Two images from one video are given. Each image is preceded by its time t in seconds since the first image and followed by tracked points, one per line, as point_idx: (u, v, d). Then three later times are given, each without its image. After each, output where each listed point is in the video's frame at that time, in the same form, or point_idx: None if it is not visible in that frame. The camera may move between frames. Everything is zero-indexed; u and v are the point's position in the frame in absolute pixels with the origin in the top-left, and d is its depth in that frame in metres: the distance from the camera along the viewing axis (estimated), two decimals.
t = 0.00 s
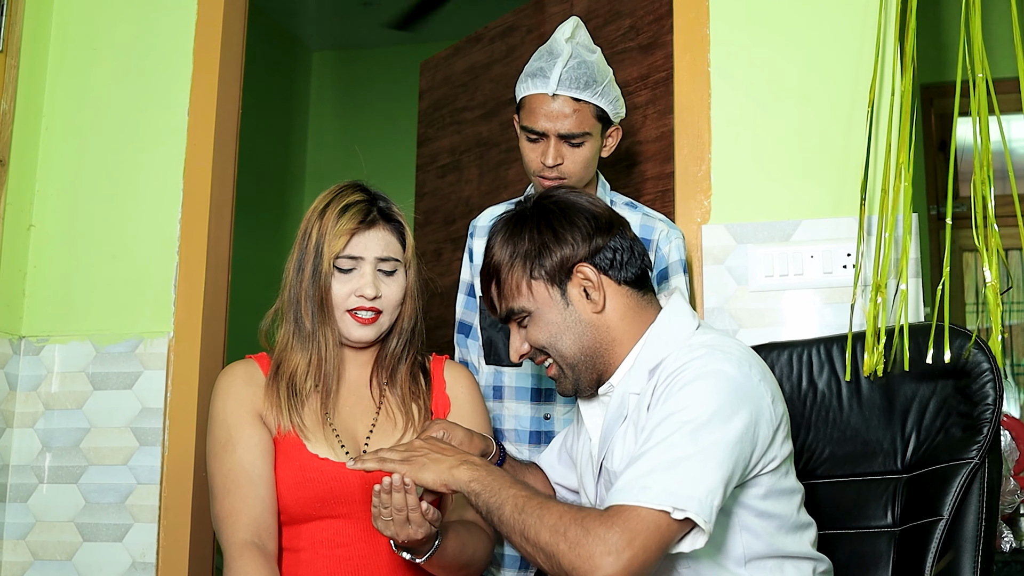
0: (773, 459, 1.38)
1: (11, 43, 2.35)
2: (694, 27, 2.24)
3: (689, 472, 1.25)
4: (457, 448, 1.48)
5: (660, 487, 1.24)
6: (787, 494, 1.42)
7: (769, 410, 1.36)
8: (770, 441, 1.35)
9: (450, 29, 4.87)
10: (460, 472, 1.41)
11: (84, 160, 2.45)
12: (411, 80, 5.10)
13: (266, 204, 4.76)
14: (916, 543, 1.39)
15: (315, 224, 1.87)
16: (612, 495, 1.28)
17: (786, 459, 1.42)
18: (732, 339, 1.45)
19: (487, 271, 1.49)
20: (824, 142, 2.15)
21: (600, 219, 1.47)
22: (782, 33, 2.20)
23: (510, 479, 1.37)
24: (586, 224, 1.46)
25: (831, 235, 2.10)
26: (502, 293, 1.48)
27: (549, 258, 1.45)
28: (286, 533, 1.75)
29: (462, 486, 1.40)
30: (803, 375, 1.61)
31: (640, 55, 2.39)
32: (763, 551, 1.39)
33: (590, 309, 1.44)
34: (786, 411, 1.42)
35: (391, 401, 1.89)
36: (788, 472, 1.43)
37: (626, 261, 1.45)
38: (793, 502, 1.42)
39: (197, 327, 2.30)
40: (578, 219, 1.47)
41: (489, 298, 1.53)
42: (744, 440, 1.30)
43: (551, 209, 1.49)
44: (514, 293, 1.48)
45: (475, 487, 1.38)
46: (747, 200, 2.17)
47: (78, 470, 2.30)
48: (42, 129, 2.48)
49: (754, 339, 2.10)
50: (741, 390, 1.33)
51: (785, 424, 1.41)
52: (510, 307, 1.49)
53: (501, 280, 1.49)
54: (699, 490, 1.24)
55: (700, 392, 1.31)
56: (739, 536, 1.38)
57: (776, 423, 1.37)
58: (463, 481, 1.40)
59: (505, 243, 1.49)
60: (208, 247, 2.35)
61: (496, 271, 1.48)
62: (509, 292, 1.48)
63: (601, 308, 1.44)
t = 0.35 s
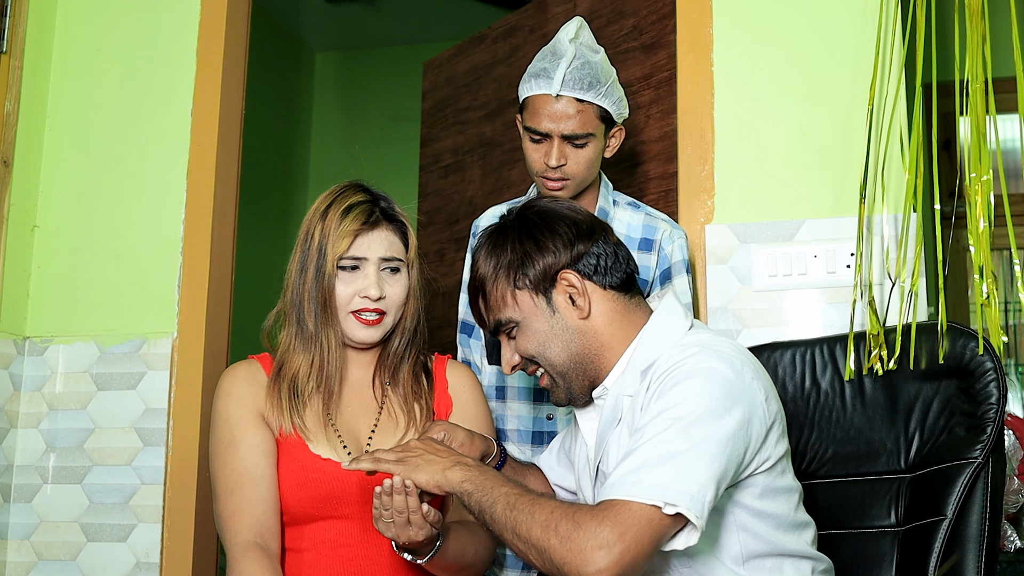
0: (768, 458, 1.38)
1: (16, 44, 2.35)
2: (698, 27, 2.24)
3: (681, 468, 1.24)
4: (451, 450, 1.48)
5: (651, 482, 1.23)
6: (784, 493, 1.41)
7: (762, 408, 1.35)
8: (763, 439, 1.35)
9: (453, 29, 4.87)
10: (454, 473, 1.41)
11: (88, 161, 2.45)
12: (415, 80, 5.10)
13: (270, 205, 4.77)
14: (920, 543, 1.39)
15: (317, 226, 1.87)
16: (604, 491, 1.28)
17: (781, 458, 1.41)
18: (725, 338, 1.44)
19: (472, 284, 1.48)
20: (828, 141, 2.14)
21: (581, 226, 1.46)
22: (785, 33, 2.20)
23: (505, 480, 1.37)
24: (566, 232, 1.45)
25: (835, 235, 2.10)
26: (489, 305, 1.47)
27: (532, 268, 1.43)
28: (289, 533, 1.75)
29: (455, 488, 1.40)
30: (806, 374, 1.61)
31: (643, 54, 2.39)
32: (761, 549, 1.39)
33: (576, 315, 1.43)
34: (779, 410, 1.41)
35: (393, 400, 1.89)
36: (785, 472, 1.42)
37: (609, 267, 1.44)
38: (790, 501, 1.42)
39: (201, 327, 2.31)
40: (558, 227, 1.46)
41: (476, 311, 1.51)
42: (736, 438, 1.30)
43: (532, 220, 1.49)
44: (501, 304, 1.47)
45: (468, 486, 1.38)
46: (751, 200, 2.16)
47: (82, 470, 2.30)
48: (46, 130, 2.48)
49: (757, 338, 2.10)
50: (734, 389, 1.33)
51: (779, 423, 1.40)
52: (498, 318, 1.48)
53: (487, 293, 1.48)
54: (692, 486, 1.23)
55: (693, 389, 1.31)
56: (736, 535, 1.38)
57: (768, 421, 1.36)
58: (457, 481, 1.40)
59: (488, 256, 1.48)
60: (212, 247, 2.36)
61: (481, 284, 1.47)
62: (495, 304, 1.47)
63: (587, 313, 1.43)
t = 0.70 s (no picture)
0: (766, 459, 1.38)
1: (17, 45, 2.35)
2: (700, 26, 2.24)
3: (680, 473, 1.24)
4: (453, 455, 1.48)
5: (651, 487, 1.23)
6: (784, 494, 1.41)
7: (759, 409, 1.35)
8: (761, 441, 1.35)
9: (453, 29, 4.87)
10: (455, 478, 1.41)
11: (90, 161, 2.45)
12: (416, 80, 5.10)
13: (271, 205, 4.77)
14: (921, 543, 1.39)
15: (317, 226, 1.88)
16: (604, 497, 1.28)
17: (780, 460, 1.41)
18: (722, 339, 1.44)
19: (464, 289, 1.48)
20: (829, 139, 2.14)
21: (573, 230, 1.46)
22: (786, 32, 2.20)
23: (506, 484, 1.37)
24: (558, 236, 1.45)
25: (836, 235, 2.10)
26: (482, 309, 1.47)
27: (524, 273, 1.44)
28: (291, 533, 1.76)
29: (456, 492, 1.39)
30: (808, 374, 1.61)
31: (644, 54, 2.41)
32: (761, 550, 1.39)
33: (570, 320, 1.43)
34: (777, 411, 1.41)
35: (395, 400, 1.89)
36: (784, 472, 1.42)
37: (602, 270, 1.43)
38: (790, 501, 1.42)
39: (202, 327, 2.31)
40: (551, 232, 1.46)
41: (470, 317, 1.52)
42: (734, 440, 1.30)
43: (525, 225, 1.49)
44: (495, 309, 1.47)
45: (469, 491, 1.38)
46: (753, 199, 2.17)
47: (84, 470, 2.30)
48: (47, 131, 2.48)
49: (759, 338, 2.10)
50: (731, 390, 1.33)
51: (777, 424, 1.40)
52: (491, 323, 1.48)
53: (480, 298, 1.48)
54: (691, 490, 1.23)
55: (690, 392, 1.30)
56: (736, 536, 1.38)
57: (766, 422, 1.36)
58: (459, 485, 1.40)
59: (481, 261, 1.49)
60: (214, 247, 2.36)
61: (473, 289, 1.47)
62: (488, 309, 1.47)
63: (581, 317, 1.43)
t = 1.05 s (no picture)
0: (768, 459, 1.37)
1: (18, 45, 2.35)
2: (701, 25, 2.24)
3: (681, 474, 1.24)
4: (454, 455, 1.48)
5: (653, 489, 1.23)
6: (785, 493, 1.41)
7: (761, 409, 1.35)
8: (762, 441, 1.35)
9: (455, 29, 4.87)
10: (457, 477, 1.41)
11: (91, 161, 2.45)
12: (417, 80, 5.10)
13: (272, 206, 4.77)
14: (923, 543, 1.39)
15: (314, 228, 1.87)
16: (606, 499, 1.28)
17: (782, 459, 1.41)
18: (723, 339, 1.44)
19: (465, 288, 1.48)
20: (830, 140, 2.14)
21: (575, 230, 1.46)
22: (787, 32, 2.20)
23: (509, 485, 1.37)
24: (561, 237, 1.45)
25: (837, 234, 2.10)
26: (482, 309, 1.47)
27: (526, 272, 1.43)
28: (292, 532, 1.76)
29: (458, 493, 1.39)
30: (809, 373, 1.61)
31: (645, 54, 2.41)
32: (764, 550, 1.39)
33: (571, 320, 1.43)
34: (779, 411, 1.41)
35: (395, 399, 1.89)
36: (785, 472, 1.42)
37: (604, 271, 1.43)
38: (792, 500, 1.42)
39: (203, 328, 2.31)
40: (553, 232, 1.46)
41: (470, 315, 1.51)
42: (736, 440, 1.30)
43: (527, 224, 1.49)
44: (496, 308, 1.47)
45: (471, 491, 1.38)
46: (754, 199, 2.16)
47: (85, 470, 2.30)
48: (48, 131, 2.48)
49: (760, 338, 2.10)
50: (732, 391, 1.33)
51: (779, 424, 1.40)
52: (492, 322, 1.48)
53: (481, 296, 1.48)
54: (693, 491, 1.23)
55: (691, 393, 1.30)
56: (737, 536, 1.38)
57: (768, 423, 1.36)
58: (460, 485, 1.40)
59: (483, 259, 1.48)
60: (214, 248, 2.36)
61: (475, 288, 1.47)
62: (489, 308, 1.47)
63: (582, 317, 1.43)
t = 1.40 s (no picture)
0: (771, 458, 1.37)
1: (18, 44, 2.35)
2: (702, 24, 2.24)
3: (685, 474, 1.24)
4: (457, 454, 1.48)
5: (657, 489, 1.23)
6: (788, 492, 1.41)
7: (764, 409, 1.35)
8: (766, 441, 1.35)
9: (455, 28, 4.87)
10: (459, 477, 1.41)
11: (91, 161, 2.45)
12: (417, 79, 5.10)
13: (273, 204, 4.77)
14: (924, 541, 1.39)
15: (309, 229, 1.87)
16: (609, 498, 1.28)
17: (785, 458, 1.41)
18: (726, 339, 1.44)
19: (470, 283, 1.48)
20: (830, 139, 2.14)
21: (581, 228, 1.46)
22: (788, 30, 2.20)
23: (511, 485, 1.37)
24: (567, 234, 1.45)
25: (838, 232, 2.10)
26: (486, 305, 1.47)
27: (531, 269, 1.43)
28: (292, 530, 1.75)
29: (460, 492, 1.40)
30: (810, 371, 1.61)
31: (646, 52, 2.41)
32: (766, 549, 1.39)
33: (575, 318, 1.43)
34: (782, 410, 1.41)
35: (396, 397, 1.89)
36: (788, 471, 1.42)
37: (609, 269, 1.43)
38: (794, 498, 1.42)
39: (204, 327, 2.31)
40: (559, 229, 1.46)
41: (474, 310, 1.51)
42: (739, 440, 1.30)
43: (532, 220, 1.49)
44: (499, 304, 1.47)
45: (473, 491, 1.38)
46: (754, 198, 2.17)
47: (86, 470, 2.30)
48: (48, 130, 2.48)
49: (761, 337, 2.10)
50: (736, 390, 1.33)
51: (782, 424, 1.40)
52: (495, 318, 1.48)
53: (485, 292, 1.47)
54: (696, 491, 1.23)
55: (695, 393, 1.30)
56: (740, 536, 1.38)
57: (771, 422, 1.36)
58: (462, 484, 1.40)
59: (489, 253, 1.48)
60: (215, 246, 2.36)
61: (479, 283, 1.47)
62: (493, 304, 1.47)
63: (585, 316, 1.43)
